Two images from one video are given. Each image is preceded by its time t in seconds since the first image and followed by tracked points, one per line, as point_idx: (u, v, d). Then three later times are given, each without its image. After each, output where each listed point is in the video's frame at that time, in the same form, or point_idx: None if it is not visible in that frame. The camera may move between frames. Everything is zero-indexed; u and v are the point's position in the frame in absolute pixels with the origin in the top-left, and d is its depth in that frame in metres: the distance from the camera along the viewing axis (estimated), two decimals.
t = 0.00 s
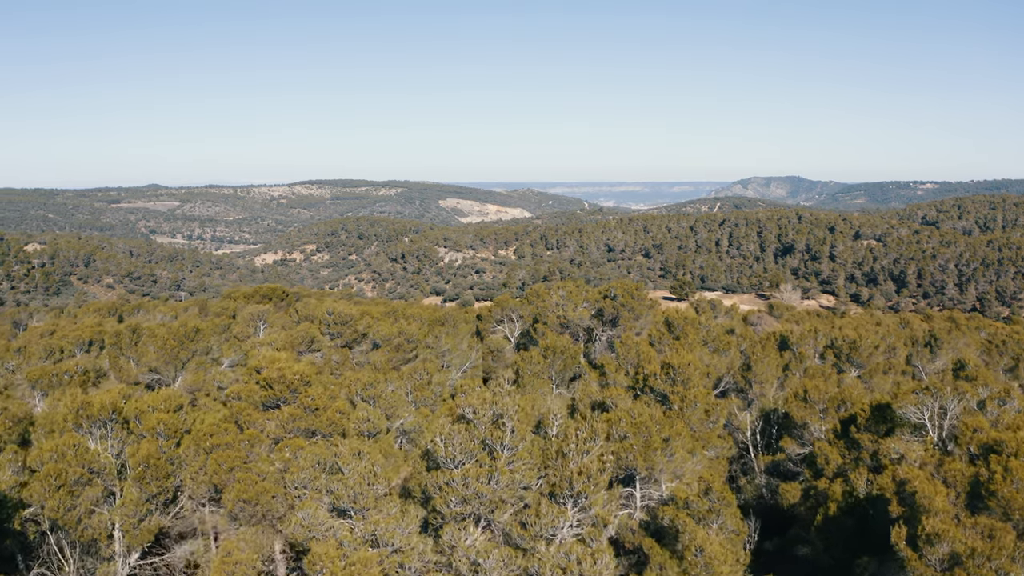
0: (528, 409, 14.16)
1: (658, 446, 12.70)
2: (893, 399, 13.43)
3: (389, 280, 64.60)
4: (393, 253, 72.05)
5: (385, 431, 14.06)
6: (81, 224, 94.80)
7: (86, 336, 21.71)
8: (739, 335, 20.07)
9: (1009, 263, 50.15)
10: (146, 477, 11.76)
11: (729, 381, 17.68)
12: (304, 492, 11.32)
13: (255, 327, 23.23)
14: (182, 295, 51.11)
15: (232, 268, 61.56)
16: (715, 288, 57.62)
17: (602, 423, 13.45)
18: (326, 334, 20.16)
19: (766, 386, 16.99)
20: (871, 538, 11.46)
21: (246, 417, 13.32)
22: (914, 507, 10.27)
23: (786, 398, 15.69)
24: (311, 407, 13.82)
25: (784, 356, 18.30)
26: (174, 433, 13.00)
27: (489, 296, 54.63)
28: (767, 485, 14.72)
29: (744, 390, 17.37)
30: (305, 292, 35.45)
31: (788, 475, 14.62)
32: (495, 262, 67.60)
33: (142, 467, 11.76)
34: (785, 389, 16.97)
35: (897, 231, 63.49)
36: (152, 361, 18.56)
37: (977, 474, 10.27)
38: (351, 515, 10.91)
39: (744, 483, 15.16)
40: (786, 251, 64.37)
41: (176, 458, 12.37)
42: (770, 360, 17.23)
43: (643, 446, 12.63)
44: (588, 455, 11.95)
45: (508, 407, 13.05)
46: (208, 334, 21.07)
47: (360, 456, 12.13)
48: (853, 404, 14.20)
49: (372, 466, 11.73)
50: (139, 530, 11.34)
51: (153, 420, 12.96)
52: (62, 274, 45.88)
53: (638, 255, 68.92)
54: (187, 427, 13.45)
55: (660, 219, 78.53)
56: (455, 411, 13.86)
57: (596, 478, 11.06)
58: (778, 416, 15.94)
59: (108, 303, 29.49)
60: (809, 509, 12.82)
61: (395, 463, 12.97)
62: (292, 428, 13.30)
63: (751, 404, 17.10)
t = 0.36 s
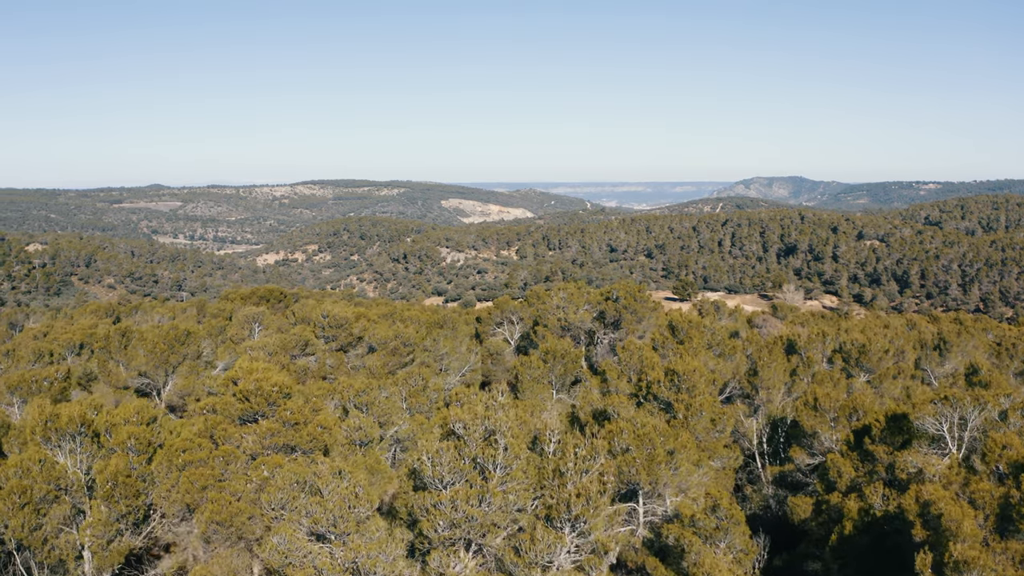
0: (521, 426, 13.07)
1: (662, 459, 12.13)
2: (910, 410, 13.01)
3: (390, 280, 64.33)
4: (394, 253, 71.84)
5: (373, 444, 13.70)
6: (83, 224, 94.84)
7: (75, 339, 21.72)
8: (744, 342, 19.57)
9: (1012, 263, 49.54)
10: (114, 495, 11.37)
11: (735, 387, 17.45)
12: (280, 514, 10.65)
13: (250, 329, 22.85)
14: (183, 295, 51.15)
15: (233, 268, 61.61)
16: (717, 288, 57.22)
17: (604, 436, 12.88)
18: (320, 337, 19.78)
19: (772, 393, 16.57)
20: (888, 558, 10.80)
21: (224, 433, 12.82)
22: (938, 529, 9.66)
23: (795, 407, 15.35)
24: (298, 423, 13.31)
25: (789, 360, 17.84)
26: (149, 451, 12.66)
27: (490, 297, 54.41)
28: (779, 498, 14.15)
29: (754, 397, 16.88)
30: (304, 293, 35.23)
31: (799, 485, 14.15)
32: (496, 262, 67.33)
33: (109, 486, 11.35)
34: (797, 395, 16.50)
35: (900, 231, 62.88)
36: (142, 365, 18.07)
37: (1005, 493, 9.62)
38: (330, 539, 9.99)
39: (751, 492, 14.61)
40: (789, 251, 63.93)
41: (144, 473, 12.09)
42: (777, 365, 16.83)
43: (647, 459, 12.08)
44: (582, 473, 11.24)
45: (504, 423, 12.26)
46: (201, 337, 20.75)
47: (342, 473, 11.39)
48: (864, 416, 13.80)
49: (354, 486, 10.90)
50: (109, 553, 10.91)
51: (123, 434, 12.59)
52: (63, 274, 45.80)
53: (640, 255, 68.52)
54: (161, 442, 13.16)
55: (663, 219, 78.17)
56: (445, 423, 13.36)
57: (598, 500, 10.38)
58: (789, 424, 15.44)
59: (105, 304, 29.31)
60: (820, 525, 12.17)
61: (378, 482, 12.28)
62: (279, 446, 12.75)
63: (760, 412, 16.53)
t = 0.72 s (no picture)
0: (515, 442, 11.58)
1: (668, 472, 11.30)
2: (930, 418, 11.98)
3: (392, 281, 64.07)
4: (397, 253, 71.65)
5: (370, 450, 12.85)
6: (87, 224, 95.11)
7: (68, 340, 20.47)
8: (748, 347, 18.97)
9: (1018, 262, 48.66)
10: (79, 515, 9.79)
11: (741, 392, 16.78)
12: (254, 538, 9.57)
13: (244, 332, 22.32)
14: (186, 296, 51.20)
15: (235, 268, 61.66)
16: (721, 288, 57.04)
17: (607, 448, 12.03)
18: (313, 341, 19.58)
19: (776, 400, 15.91)
20: (908, 573, 10.54)
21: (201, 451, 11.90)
22: (967, 555, 8.76)
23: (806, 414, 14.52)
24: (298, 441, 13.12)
25: (788, 362, 17.19)
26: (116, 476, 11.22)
27: (492, 298, 54.38)
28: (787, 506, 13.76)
29: (760, 402, 16.34)
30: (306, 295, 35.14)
31: (808, 495, 13.73)
32: (498, 262, 67.07)
33: (75, 505, 9.82)
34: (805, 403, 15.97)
35: (904, 231, 62.02)
36: (131, 369, 17.04)
37: None
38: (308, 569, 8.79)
39: (757, 499, 14.24)
40: (793, 252, 63.31)
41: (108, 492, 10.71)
42: (785, 370, 16.18)
43: (650, 474, 11.22)
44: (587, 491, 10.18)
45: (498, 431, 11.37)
46: (194, 339, 20.08)
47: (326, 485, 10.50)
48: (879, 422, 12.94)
49: (335, 507, 9.60)
50: None
51: (92, 449, 11.30)
52: (66, 274, 45.79)
53: (643, 255, 68.18)
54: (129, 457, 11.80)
55: (666, 220, 77.74)
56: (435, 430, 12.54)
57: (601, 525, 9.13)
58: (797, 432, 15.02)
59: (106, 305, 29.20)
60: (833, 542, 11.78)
61: (364, 500, 11.08)
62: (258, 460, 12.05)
63: (767, 419, 16.03)
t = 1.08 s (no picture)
0: (512, 458, 10.90)
1: (675, 488, 10.61)
2: (951, 429, 10.58)
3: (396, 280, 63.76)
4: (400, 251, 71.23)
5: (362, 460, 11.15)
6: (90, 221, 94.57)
7: None
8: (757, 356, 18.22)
9: None
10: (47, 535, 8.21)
11: (749, 397, 16.03)
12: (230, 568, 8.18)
13: (241, 334, 17.52)
14: (187, 296, 50.75)
15: (237, 266, 60.88)
16: (726, 288, 58.66)
17: (610, 461, 11.29)
18: (311, 343, 16.60)
19: (785, 409, 15.07)
20: None
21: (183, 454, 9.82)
22: None
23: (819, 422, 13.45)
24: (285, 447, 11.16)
25: (797, 369, 16.38)
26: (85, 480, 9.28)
27: (498, 298, 55.03)
28: (800, 519, 12.50)
29: (771, 409, 15.44)
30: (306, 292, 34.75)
31: (824, 509, 12.48)
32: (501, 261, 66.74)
33: (38, 526, 8.19)
34: (819, 409, 15.09)
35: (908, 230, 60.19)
36: (121, 373, 13.81)
37: None
38: None
39: (763, 505, 13.03)
40: (796, 252, 62.26)
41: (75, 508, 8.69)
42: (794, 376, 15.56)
43: (657, 489, 10.53)
44: (592, 513, 9.68)
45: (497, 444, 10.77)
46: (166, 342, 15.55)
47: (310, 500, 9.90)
48: (896, 428, 11.47)
49: (315, 534, 8.78)
50: None
51: (58, 464, 9.27)
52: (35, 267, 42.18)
53: (647, 254, 65.66)
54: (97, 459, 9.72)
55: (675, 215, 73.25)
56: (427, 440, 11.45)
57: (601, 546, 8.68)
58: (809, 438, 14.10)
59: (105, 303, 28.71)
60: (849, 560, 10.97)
61: (344, 520, 9.67)
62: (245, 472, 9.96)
63: (777, 425, 15.07)
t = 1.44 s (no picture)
0: (509, 474, 10.24)
1: (682, 503, 10.13)
2: (973, 440, 10.73)
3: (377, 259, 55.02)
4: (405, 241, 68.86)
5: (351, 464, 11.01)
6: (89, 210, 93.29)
7: None
8: (767, 354, 16.81)
9: None
10: None
11: (755, 403, 14.71)
12: None
13: (237, 334, 17.36)
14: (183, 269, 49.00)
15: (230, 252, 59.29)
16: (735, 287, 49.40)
17: (613, 474, 10.78)
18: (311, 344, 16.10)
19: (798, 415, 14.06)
20: None
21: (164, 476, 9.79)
22: None
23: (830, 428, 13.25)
24: (281, 452, 11.61)
25: (808, 373, 15.49)
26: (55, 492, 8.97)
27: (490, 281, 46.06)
28: (808, 530, 11.92)
29: (782, 414, 14.39)
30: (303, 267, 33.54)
31: (828, 516, 12.08)
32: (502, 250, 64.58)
33: None
34: (835, 413, 13.92)
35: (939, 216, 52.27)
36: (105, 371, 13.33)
37: None
38: None
39: (775, 512, 12.27)
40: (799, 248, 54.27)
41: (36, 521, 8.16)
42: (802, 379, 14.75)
43: (662, 504, 10.05)
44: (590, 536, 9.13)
45: (487, 465, 10.26)
46: (163, 343, 15.63)
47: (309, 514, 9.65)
48: (911, 441, 11.45)
49: (291, 563, 7.93)
50: None
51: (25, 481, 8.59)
52: None
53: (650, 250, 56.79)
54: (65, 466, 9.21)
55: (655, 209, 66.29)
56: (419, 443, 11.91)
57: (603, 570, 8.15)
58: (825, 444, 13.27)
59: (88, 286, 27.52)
60: None
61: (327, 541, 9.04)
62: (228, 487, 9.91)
63: (789, 431, 14.03)
